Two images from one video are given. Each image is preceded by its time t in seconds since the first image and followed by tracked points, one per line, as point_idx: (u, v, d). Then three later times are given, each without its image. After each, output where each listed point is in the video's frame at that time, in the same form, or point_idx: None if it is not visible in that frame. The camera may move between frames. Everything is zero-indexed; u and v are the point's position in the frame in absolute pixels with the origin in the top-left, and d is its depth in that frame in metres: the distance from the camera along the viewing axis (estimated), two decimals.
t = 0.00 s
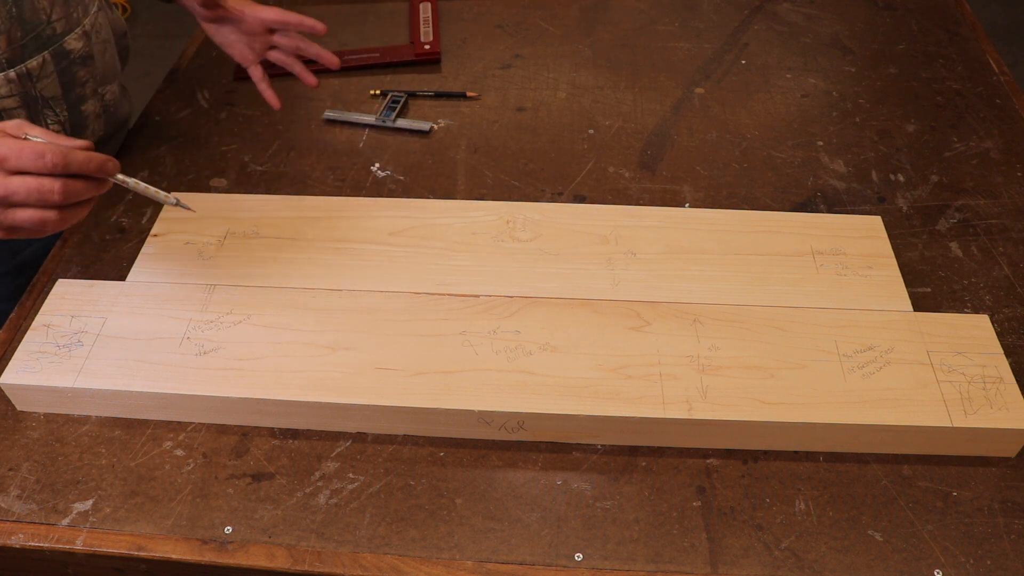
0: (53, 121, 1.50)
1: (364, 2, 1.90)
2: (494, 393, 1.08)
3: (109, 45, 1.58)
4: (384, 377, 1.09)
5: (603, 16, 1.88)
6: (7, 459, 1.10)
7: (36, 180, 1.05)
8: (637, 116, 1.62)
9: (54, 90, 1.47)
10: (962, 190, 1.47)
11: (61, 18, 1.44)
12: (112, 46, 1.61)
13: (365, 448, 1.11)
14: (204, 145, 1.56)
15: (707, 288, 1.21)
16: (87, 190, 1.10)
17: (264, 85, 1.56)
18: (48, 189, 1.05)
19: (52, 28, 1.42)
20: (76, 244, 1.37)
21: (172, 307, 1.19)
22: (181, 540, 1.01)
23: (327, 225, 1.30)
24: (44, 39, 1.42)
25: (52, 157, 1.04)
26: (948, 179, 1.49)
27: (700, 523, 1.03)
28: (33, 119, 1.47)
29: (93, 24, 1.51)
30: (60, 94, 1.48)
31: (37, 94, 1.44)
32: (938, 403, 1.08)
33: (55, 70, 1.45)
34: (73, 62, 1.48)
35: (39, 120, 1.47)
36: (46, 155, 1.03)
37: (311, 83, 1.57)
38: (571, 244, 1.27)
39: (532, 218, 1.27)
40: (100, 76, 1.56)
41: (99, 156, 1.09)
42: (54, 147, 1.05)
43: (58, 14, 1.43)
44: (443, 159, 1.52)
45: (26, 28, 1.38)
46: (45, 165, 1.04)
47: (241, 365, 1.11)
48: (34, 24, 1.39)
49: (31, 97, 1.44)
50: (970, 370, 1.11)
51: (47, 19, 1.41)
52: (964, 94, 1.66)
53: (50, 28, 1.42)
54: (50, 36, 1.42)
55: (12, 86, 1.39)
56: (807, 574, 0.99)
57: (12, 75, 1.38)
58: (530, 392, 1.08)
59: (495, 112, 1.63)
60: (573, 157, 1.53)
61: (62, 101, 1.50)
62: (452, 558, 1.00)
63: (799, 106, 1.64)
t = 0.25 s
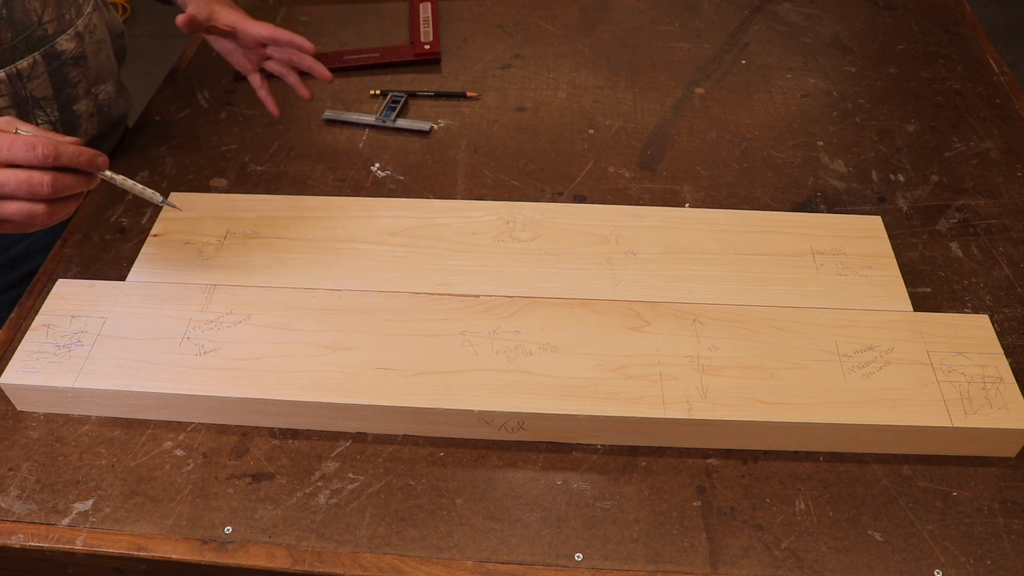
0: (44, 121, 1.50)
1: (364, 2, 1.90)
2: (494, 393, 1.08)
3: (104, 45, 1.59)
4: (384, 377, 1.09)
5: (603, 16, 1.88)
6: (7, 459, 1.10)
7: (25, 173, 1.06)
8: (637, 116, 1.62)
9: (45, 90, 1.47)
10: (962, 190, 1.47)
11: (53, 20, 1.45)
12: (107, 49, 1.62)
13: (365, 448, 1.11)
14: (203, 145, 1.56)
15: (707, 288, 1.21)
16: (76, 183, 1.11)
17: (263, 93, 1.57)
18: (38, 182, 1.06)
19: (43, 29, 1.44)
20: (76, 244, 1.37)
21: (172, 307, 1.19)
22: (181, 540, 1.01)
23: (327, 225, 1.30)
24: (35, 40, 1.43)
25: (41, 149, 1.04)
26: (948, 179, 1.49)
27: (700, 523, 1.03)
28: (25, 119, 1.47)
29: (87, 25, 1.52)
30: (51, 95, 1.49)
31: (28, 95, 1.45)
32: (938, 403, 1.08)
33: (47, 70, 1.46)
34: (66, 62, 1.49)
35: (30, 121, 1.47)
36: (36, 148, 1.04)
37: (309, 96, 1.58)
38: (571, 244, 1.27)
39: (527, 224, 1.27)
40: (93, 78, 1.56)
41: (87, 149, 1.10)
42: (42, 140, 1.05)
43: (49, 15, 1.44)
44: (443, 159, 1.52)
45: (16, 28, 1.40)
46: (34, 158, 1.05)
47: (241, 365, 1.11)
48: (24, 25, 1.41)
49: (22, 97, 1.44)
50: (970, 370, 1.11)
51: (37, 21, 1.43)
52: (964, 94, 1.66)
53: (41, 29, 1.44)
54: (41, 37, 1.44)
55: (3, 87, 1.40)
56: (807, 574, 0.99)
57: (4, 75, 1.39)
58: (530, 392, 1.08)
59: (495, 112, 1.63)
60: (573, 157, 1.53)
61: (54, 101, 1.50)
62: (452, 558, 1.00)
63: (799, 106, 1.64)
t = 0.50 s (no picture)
0: (41, 114, 1.49)
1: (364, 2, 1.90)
2: (494, 393, 1.08)
3: (103, 39, 1.59)
4: (384, 377, 1.09)
5: (603, 16, 1.88)
6: (7, 459, 1.10)
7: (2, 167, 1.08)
8: (637, 116, 1.62)
9: (43, 85, 1.47)
10: (962, 190, 1.47)
11: (52, 14, 1.46)
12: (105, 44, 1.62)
13: (365, 448, 1.11)
14: (203, 145, 1.56)
15: (707, 288, 1.21)
16: (51, 177, 1.14)
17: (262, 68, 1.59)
18: (13, 176, 1.09)
19: (41, 23, 1.44)
20: (76, 244, 1.37)
21: (172, 307, 1.19)
22: (181, 540, 1.01)
23: (327, 225, 1.30)
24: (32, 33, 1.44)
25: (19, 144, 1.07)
26: (948, 179, 1.49)
27: (700, 523, 1.03)
28: (23, 113, 1.47)
29: (87, 19, 1.52)
30: (49, 89, 1.49)
31: (27, 89, 1.45)
32: (938, 403, 1.08)
33: (45, 65, 1.46)
34: (64, 57, 1.49)
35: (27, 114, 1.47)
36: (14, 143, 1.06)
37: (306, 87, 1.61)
38: (571, 243, 1.27)
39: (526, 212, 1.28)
40: (92, 72, 1.56)
41: (63, 144, 1.14)
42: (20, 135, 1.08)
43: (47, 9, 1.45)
44: (443, 159, 1.52)
45: (15, 23, 1.41)
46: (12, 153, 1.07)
47: (241, 365, 1.11)
48: (22, 19, 1.42)
49: (20, 91, 1.44)
50: (970, 370, 1.11)
51: (35, 15, 1.43)
52: (964, 94, 1.66)
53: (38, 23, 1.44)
54: (38, 31, 1.44)
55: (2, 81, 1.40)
56: (807, 574, 0.99)
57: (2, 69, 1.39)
58: (530, 392, 1.08)
59: (495, 112, 1.63)
60: (573, 157, 1.53)
61: (52, 96, 1.50)
62: (452, 558, 1.00)
63: (799, 106, 1.64)
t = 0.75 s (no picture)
0: (47, 105, 1.49)
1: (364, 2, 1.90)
2: (494, 393, 1.08)
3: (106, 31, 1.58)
4: (384, 377, 1.09)
5: (603, 16, 1.88)
6: (7, 459, 1.10)
7: None
8: (637, 116, 1.62)
9: (49, 75, 1.47)
10: (962, 190, 1.47)
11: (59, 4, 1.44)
12: (110, 32, 1.61)
13: (365, 448, 1.11)
14: (204, 145, 1.56)
15: (707, 288, 1.21)
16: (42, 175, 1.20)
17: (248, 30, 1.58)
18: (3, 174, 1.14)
19: (49, 13, 1.42)
20: (76, 244, 1.37)
21: (172, 306, 1.19)
22: (181, 540, 1.01)
23: (328, 225, 1.30)
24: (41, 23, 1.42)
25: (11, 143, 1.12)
26: (948, 179, 1.49)
27: (700, 523, 1.03)
28: (28, 104, 1.47)
29: (91, 10, 1.51)
30: (56, 80, 1.48)
31: (33, 80, 1.44)
32: (938, 403, 1.08)
33: (52, 55, 1.45)
34: (70, 48, 1.48)
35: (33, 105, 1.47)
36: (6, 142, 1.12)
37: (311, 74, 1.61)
38: (571, 243, 1.27)
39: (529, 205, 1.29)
40: (97, 63, 1.56)
41: (55, 144, 1.19)
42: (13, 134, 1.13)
43: None
44: (443, 159, 1.52)
45: (21, 13, 1.38)
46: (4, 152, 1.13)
47: (241, 365, 1.11)
48: (29, 9, 1.39)
49: (27, 82, 1.44)
50: (970, 370, 1.11)
51: (43, 5, 1.41)
52: (964, 94, 1.66)
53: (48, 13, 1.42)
54: (47, 21, 1.43)
55: (7, 71, 1.40)
56: (807, 574, 0.99)
57: (8, 59, 1.39)
58: (530, 392, 1.08)
59: (495, 112, 1.63)
60: (573, 157, 1.53)
61: (59, 87, 1.49)
62: (452, 558, 1.00)
63: (799, 106, 1.64)
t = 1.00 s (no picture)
0: (53, 94, 1.49)
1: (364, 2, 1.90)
2: (494, 393, 1.08)
3: (110, 21, 1.58)
4: (384, 377, 1.09)
5: (603, 16, 1.88)
6: (7, 459, 1.10)
7: None
8: (637, 116, 1.62)
9: (55, 64, 1.47)
10: (962, 190, 1.47)
11: None
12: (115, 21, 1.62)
13: (365, 448, 1.11)
14: (204, 144, 1.56)
15: (707, 288, 1.21)
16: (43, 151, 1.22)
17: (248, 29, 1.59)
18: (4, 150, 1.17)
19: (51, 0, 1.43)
20: (76, 244, 1.37)
21: (172, 306, 1.19)
22: (181, 540, 1.01)
23: (327, 225, 1.30)
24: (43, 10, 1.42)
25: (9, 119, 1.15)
26: (948, 179, 1.49)
27: (700, 523, 1.03)
28: (35, 94, 1.47)
29: None
30: (62, 68, 1.49)
31: (39, 69, 1.45)
32: (938, 403, 1.08)
33: (57, 44, 1.46)
34: (75, 37, 1.49)
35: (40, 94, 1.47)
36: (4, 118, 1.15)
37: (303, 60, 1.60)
38: (571, 243, 1.27)
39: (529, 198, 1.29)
40: (101, 50, 1.56)
41: (56, 122, 1.21)
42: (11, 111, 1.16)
43: None
44: (443, 159, 1.52)
45: (25, 1, 1.39)
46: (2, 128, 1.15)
47: (241, 365, 1.11)
48: None
49: (32, 71, 1.44)
50: (970, 370, 1.11)
51: None
52: (964, 94, 1.66)
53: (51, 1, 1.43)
54: (49, 8, 1.43)
55: (12, 60, 1.40)
56: (807, 574, 0.99)
57: (13, 48, 1.39)
58: (530, 392, 1.08)
59: (495, 112, 1.63)
60: (573, 157, 1.53)
61: (65, 76, 1.50)
62: (452, 558, 1.00)
63: (799, 106, 1.64)
